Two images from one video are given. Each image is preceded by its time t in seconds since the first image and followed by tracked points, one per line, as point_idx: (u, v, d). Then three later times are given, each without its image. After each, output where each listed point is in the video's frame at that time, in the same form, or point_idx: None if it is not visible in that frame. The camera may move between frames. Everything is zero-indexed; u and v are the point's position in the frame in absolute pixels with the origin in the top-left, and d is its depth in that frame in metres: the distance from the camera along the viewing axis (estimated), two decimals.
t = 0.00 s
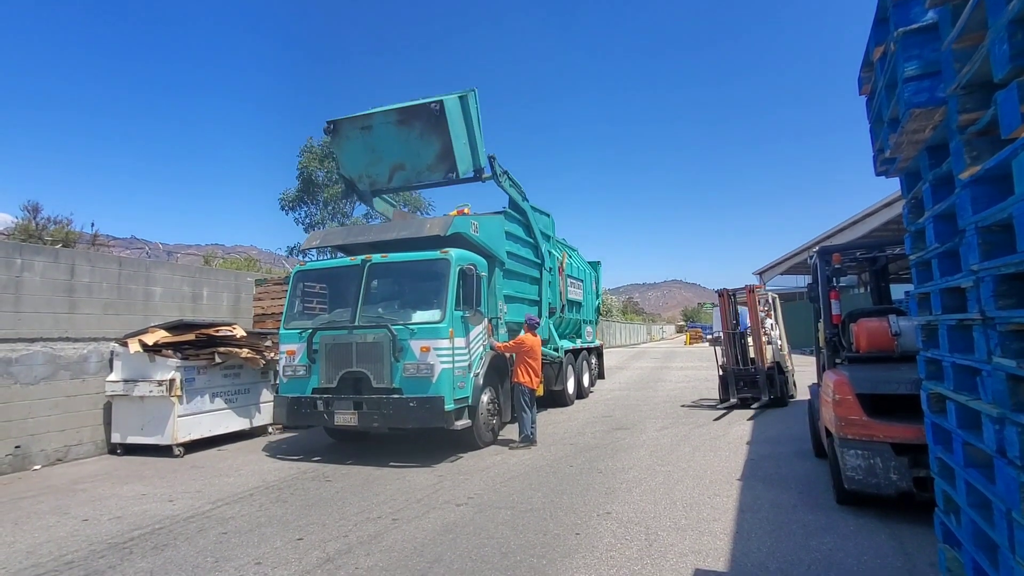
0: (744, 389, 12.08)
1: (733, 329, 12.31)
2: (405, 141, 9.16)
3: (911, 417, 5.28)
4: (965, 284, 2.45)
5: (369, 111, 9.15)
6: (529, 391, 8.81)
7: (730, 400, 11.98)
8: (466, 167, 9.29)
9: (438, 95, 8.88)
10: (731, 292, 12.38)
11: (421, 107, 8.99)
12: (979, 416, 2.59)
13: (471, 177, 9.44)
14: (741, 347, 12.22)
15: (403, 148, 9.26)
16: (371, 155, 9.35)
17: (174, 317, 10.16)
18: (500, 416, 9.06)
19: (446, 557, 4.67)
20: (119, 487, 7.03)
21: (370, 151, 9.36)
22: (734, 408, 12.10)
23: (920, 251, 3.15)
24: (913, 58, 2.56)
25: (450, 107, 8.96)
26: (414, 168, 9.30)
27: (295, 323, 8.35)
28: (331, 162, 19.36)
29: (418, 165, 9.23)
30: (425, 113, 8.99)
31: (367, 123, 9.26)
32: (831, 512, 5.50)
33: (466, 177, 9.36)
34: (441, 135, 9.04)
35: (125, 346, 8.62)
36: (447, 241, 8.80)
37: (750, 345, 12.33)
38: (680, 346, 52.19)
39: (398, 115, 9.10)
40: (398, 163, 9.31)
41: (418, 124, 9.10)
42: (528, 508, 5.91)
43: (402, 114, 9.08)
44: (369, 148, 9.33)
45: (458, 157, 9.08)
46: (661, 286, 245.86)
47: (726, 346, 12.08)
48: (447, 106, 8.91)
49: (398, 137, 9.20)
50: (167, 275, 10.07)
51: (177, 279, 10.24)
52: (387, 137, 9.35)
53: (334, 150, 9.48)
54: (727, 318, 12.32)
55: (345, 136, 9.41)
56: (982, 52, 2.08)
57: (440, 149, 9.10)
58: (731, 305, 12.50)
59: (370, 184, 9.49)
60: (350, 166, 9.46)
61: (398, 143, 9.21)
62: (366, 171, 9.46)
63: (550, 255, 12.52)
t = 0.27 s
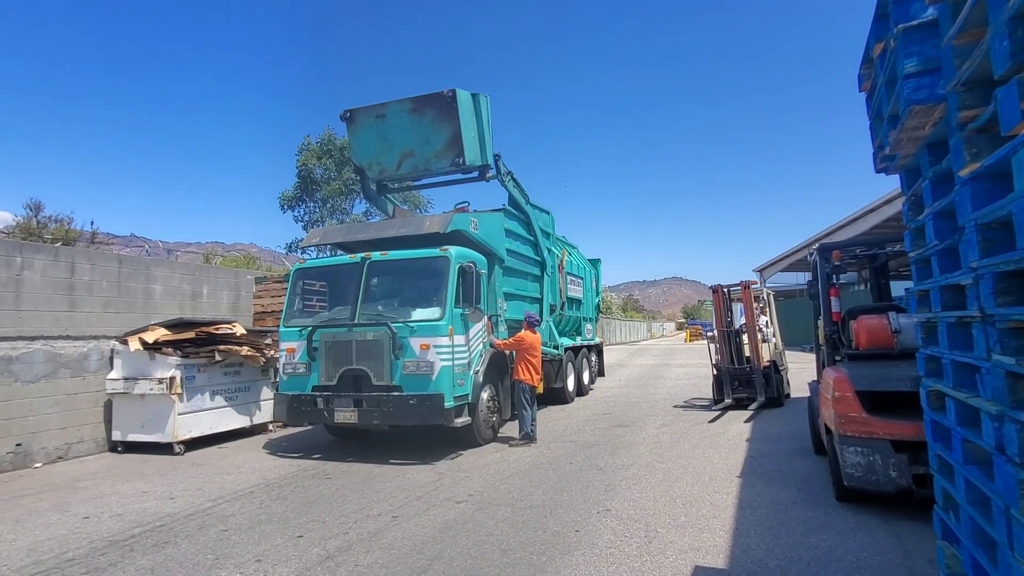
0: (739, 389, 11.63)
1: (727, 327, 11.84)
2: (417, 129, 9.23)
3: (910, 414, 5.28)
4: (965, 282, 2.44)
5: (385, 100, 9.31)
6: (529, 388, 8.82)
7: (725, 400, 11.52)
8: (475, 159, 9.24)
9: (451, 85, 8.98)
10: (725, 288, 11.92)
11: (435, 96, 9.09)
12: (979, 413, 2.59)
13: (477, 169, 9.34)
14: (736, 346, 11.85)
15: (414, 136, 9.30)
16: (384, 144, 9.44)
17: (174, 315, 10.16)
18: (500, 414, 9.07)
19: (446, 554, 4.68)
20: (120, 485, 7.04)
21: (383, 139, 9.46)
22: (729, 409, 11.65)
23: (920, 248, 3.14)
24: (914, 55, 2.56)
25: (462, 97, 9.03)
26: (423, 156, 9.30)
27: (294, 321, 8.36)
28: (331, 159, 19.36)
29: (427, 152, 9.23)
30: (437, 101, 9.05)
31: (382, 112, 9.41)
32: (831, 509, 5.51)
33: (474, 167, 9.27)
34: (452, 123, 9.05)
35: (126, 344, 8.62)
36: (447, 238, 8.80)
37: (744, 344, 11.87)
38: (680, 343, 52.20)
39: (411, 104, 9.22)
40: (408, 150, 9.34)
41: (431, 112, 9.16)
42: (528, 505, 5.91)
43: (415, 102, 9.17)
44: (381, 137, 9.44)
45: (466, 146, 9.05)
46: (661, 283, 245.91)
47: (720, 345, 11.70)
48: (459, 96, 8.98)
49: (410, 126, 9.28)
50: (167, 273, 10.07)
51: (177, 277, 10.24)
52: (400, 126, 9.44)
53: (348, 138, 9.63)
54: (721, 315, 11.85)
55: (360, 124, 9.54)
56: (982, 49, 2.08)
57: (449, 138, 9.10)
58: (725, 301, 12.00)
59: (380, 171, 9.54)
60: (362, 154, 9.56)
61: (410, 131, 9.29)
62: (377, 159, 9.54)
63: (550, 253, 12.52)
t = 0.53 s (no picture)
0: (734, 390, 11.32)
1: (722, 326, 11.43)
2: (419, 124, 9.23)
3: (909, 411, 5.29)
4: (961, 279, 2.45)
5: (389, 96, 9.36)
6: (529, 387, 8.84)
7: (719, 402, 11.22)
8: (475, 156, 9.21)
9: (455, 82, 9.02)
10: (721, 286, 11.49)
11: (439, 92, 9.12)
12: (975, 411, 2.59)
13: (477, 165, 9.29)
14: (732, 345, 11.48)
15: (416, 131, 9.29)
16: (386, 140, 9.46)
17: (174, 314, 10.17)
18: (500, 412, 9.08)
19: (445, 552, 4.68)
20: (121, 484, 7.06)
21: (385, 135, 9.47)
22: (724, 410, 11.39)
23: (918, 246, 3.15)
24: (910, 53, 2.56)
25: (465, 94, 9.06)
26: (424, 151, 9.27)
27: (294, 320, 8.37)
28: (330, 158, 19.36)
29: (428, 148, 9.21)
30: (441, 97, 9.06)
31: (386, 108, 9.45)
32: (830, 507, 5.52)
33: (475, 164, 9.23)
34: (454, 118, 9.04)
35: (126, 344, 8.63)
36: (447, 237, 8.80)
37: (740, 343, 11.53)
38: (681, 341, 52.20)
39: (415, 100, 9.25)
40: (409, 145, 9.32)
41: (434, 108, 9.16)
42: (528, 503, 5.92)
43: (419, 98, 9.19)
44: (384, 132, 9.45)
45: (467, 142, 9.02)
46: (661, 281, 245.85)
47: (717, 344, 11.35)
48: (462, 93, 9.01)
49: (413, 122, 9.28)
50: (167, 272, 10.08)
51: (177, 277, 10.24)
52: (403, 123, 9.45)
53: (352, 134, 9.66)
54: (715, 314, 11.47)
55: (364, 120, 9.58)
56: (978, 47, 2.08)
57: (451, 133, 9.08)
58: (719, 299, 11.54)
59: (381, 166, 9.52)
60: (365, 149, 9.57)
61: (412, 127, 9.29)
62: (379, 154, 9.53)
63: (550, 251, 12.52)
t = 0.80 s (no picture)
0: (729, 393, 11.11)
1: (717, 327, 11.20)
2: (422, 119, 9.22)
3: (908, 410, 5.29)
4: (957, 279, 2.45)
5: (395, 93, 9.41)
6: (529, 387, 8.86)
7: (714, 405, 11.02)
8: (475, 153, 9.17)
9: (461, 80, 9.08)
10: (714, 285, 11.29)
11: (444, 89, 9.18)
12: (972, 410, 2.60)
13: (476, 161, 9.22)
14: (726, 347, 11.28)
15: (418, 125, 9.27)
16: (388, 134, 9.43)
17: (174, 314, 10.18)
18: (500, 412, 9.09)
19: (445, 552, 4.69)
20: (121, 484, 7.07)
21: (388, 129, 9.45)
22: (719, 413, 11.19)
23: (915, 245, 3.15)
24: (906, 53, 2.56)
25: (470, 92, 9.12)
26: (425, 144, 9.20)
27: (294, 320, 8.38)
28: (330, 158, 19.36)
29: (429, 141, 9.15)
30: (446, 91, 9.08)
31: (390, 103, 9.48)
32: (829, 506, 5.53)
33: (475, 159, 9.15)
34: (457, 113, 9.04)
35: (126, 344, 8.64)
36: (446, 237, 8.80)
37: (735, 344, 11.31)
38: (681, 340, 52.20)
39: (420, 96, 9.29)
40: (410, 139, 9.27)
41: (438, 103, 9.17)
42: (527, 503, 5.92)
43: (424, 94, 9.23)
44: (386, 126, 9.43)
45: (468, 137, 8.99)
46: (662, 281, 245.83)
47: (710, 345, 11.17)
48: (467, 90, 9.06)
49: (415, 117, 9.28)
50: (166, 273, 10.09)
51: (176, 277, 10.25)
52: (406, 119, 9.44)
53: (356, 129, 9.65)
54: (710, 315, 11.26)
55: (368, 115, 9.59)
56: (973, 47, 2.08)
57: (453, 127, 9.04)
58: (713, 299, 11.31)
59: (381, 159, 9.44)
60: (366, 143, 9.54)
61: (415, 122, 9.28)
62: (380, 147, 9.47)
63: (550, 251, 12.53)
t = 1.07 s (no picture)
0: (723, 396, 11.10)
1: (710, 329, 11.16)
2: (426, 116, 9.27)
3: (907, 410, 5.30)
4: (956, 279, 2.45)
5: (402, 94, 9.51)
6: (529, 387, 8.87)
7: (708, 409, 11.02)
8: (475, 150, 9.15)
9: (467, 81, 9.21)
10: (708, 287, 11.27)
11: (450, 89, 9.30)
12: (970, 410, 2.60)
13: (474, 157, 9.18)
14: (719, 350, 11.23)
15: (422, 121, 9.28)
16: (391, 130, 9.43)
17: (174, 315, 10.18)
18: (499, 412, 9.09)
19: (444, 552, 4.69)
20: (120, 485, 7.07)
21: (392, 125, 9.46)
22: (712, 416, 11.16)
23: (913, 245, 3.15)
24: (904, 53, 2.57)
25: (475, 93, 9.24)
26: (427, 139, 9.19)
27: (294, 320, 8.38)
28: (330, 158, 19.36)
29: (432, 135, 9.15)
30: (452, 90, 9.17)
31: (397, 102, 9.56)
32: (828, 505, 5.53)
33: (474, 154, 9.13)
34: (460, 109, 9.09)
35: (125, 345, 8.63)
36: (445, 237, 8.80)
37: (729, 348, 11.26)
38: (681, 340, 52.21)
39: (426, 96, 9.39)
40: (413, 133, 9.26)
41: (444, 101, 9.24)
42: (527, 503, 5.93)
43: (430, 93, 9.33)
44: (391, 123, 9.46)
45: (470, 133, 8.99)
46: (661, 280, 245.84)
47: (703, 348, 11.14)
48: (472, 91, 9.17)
49: (420, 114, 9.32)
50: (166, 273, 10.09)
51: (176, 277, 10.25)
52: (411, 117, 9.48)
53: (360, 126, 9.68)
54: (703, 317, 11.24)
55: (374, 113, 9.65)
56: (970, 48, 2.08)
57: (455, 122, 9.06)
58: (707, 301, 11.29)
59: (382, 153, 9.40)
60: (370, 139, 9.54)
61: (419, 118, 9.31)
62: (383, 142, 9.45)
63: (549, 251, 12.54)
